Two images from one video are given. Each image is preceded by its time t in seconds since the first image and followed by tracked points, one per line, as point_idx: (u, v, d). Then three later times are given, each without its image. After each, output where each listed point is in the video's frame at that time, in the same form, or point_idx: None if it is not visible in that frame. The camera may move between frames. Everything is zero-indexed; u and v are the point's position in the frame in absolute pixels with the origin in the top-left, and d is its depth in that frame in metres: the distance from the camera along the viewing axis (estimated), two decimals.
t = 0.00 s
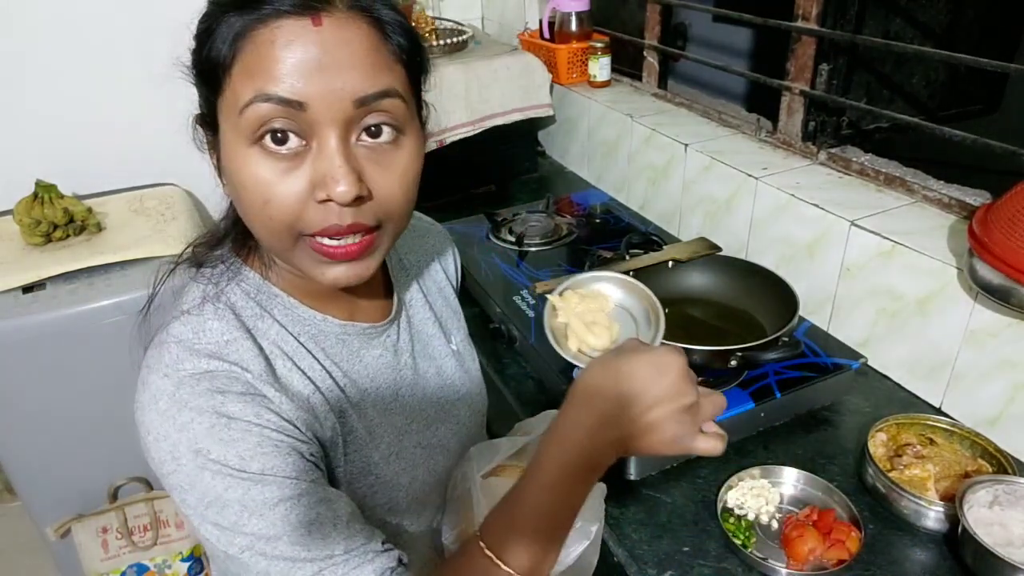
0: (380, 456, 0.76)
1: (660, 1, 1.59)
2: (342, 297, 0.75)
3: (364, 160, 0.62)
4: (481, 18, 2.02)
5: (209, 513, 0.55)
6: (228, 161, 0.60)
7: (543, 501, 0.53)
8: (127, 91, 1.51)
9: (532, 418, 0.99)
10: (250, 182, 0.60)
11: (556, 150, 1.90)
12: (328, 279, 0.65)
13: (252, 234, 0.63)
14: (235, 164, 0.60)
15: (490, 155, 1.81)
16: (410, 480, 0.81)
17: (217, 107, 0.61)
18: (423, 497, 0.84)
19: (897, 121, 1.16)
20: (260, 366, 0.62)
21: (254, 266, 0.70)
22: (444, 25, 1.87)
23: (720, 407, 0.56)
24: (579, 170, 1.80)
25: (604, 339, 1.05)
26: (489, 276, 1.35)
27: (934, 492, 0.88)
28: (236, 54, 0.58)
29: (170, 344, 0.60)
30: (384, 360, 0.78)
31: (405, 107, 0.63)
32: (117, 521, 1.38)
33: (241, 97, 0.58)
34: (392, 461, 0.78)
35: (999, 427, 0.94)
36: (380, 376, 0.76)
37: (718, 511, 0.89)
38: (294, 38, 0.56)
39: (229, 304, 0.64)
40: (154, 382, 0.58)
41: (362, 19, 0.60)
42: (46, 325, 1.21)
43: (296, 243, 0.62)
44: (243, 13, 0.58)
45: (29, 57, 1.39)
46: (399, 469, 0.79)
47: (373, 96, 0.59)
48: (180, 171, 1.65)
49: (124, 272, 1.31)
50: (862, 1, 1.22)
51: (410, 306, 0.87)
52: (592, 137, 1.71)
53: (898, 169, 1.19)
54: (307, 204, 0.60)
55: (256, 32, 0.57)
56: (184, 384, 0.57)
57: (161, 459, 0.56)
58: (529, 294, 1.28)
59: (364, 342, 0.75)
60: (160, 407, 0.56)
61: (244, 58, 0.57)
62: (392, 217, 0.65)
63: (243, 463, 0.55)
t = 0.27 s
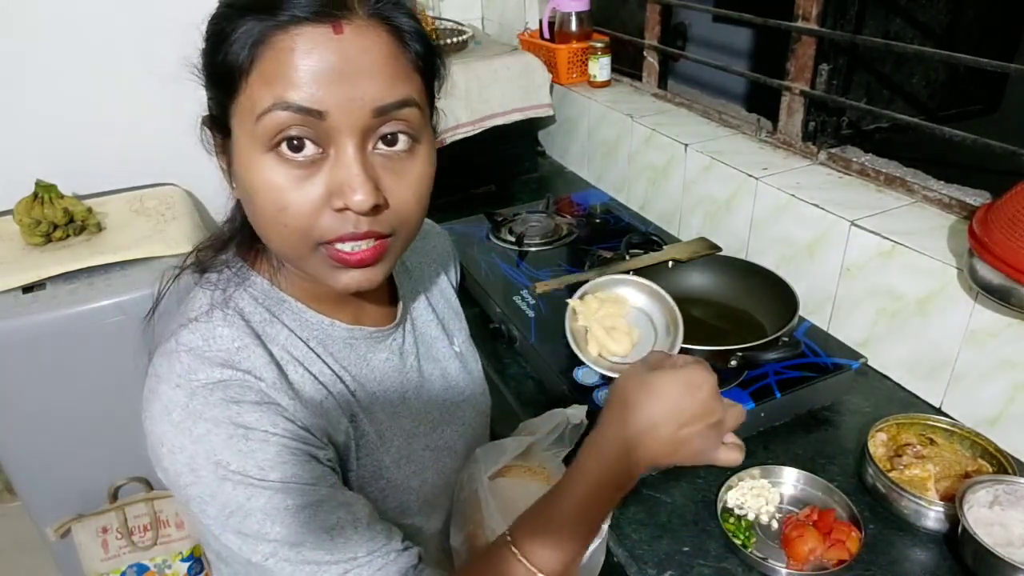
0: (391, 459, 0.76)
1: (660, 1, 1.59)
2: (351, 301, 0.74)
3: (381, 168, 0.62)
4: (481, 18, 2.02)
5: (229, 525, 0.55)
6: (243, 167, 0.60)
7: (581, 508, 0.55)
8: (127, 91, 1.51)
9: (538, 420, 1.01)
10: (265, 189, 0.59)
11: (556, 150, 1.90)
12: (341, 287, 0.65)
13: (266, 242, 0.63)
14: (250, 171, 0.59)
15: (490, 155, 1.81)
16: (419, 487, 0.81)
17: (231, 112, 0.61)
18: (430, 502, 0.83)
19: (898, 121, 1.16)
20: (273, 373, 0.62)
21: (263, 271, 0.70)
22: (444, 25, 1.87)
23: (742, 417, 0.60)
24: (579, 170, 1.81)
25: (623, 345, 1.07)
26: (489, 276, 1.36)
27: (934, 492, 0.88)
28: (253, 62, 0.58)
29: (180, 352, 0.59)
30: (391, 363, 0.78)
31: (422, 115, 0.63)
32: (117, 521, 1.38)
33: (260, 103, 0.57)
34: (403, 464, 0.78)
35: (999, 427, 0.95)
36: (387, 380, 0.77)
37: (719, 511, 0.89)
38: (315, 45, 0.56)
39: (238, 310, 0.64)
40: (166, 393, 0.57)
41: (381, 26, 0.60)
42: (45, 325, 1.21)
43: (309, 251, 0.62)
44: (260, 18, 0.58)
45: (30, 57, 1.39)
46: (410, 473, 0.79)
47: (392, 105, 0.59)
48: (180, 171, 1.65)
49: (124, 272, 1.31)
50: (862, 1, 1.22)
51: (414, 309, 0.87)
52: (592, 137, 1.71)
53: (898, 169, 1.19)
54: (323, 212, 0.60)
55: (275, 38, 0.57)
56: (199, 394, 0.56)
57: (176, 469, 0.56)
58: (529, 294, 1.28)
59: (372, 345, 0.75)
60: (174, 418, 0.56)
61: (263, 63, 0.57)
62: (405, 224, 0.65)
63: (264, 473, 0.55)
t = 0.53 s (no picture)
0: (401, 462, 0.76)
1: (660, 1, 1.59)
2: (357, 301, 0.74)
3: (410, 171, 0.62)
4: (481, 18, 2.01)
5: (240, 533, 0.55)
6: (269, 174, 0.59)
7: (600, 517, 0.57)
8: (127, 91, 1.51)
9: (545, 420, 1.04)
10: (296, 197, 0.58)
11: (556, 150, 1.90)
12: (367, 289, 0.64)
13: (297, 249, 0.62)
14: (279, 177, 0.58)
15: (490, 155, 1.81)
16: (427, 489, 0.80)
17: (251, 117, 0.59)
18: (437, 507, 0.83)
19: (898, 121, 1.16)
20: (284, 377, 0.62)
21: (273, 275, 0.69)
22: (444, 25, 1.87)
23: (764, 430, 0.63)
24: (579, 170, 1.80)
25: (647, 353, 1.06)
26: (489, 275, 1.36)
27: (934, 492, 0.88)
28: (281, 67, 0.56)
29: (190, 357, 0.59)
30: (398, 365, 0.78)
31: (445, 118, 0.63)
32: (117, 521, 1.38)
33: (289, 110, 0.56)
34: (413, 467, 0.78)
35: (999, 427, 0.94)
36: (394, 382, 0.76)
37: (718, 511, 0.89)
38: (347, 52, 0.56)
39: (248, 315, 0.63)
40: (177, 399, 0.57)
41: (412, 30, 0.59)
42: (45, 325, 1.21)
43: (340, 255, 0.62)
44: (285, 23, 0.56)
45: (30, 56, 1.39)
46: (419, 476, 0.79)
47: (424, 108, 0.60)
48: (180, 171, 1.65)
49: (125, 272, 1.31)
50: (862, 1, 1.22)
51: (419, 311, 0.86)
52: (592, 137, 1.71)
53: (898, 169, 1.19)
54: (356, 218, 0.60)
55: (308, 43, 0.56)
56: (211, 401, 0.56)
57: (188, 475, 0.56)
58: (529, 294, 1.28)
59: (379, 347, 0.75)
60: (186, 424, 0.56)
61: (298, 68, 0.56)
62: (427, 225, 0.66)
63: (278, 479, 0.55)
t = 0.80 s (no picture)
0: (415, 461, 0.78)
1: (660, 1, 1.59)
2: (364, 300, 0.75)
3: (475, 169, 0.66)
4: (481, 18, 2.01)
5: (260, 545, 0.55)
6: (359, 193, 0.59)
7: None
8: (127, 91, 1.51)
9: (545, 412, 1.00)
10: (393, 212, 0.60)
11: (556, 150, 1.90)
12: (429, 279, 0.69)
13: (376, 257, 0.63)
14: (376, 195, 0.59)
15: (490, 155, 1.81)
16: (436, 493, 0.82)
17: (324, 137, 0.57)
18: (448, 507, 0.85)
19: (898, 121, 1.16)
20: (300, 380, 0.62)
21: (287, 280, 0.68)
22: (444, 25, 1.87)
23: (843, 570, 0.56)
24: (579, 170, 1.81)
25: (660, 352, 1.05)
26: (489, 275, 1.36)
27: (934, 492, 0.88)
28: (370, 85, 0.55)
29: (206, 364, 0.58)
30: (407, 365, 0.78)
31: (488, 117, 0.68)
32: (117, 521, 1.38)
33: (389, 131, 0.57)
34: (424, 466, 0.79)
35: (998, 427, 0.95)
36: (404, 382, 0.77)
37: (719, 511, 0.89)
38: (433, 68, 0.57)
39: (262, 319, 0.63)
40: (195, 405, 0.56)
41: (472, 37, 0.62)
42: (45, 326, 1.21)
43: (420, 255, 0.65)
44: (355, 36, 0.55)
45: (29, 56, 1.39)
46: (431, 475, 0.81)
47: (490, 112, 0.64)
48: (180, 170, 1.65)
49: (124, 272, 1.31)
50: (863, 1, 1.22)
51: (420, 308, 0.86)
52: (592, 137, 1.71)
53: (898, 169, 1.19)
54: (439, 219, 0.63)
55: (403, 62, 0.56)
56: (232, 408, 0.56)
57: (208, 485, 0.55)
58: (529, 294, 1.29)
59: (388, 347, 0.75)
60: (207, 430, 0.55)
61: (400, 89, 0.56)
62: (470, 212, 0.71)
63: (299, 485, 0.56)
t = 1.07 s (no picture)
0: (444, 457, 0.77)
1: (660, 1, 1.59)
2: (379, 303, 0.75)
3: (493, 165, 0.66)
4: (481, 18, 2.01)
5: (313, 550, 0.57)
6: (390, 197, 0.59)
7: None
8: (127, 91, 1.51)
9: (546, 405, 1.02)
10: (424, 214, 0.60)
11: (556, 150, 1.90)
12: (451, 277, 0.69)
13: (404, 259, 0.63)
14: (408, 197, 0.59)
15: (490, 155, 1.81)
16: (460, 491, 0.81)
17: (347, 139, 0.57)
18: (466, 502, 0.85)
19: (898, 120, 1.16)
20: (339, 386, 0.61)
21: (308, 285, 0.67)
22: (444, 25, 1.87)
23: None
24: (579, 170, 1.80)
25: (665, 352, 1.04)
26: (488, 276, 1.36)
27: (934, 492, 0.88)
28: (398, 85, 0.56)
29: (246, 378, 0.57)
30: (422, 365, 0.76)
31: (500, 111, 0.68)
32: (117, 521, 1.38)
33: (417, 131, 0.57)
34: (452, 461, 0.79)
35: (998, 427, 0.95)
36: (424, 380, 0.75)
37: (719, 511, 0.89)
38: (459, 63, 0.57)
39: (293, 326, 0.62)
40: (242, 421, 0.55)
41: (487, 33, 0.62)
42: (45, 326, 1.21)
43: (446, 254, 0.65)
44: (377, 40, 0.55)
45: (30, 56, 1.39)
46: (458, 470, 0.80)
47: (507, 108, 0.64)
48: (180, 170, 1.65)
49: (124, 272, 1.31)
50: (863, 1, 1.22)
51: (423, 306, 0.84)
52: (591, 137, 1.71)
53: (898, 169, 1.19)
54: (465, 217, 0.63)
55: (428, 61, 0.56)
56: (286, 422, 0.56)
57: (268, 500, 0.55)
58: (529, 294, 1.29)
59: (405, 347, 0.74)
60: (260, 446, 0.55)
61: (428, 89, 0.56)
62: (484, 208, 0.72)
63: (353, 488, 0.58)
